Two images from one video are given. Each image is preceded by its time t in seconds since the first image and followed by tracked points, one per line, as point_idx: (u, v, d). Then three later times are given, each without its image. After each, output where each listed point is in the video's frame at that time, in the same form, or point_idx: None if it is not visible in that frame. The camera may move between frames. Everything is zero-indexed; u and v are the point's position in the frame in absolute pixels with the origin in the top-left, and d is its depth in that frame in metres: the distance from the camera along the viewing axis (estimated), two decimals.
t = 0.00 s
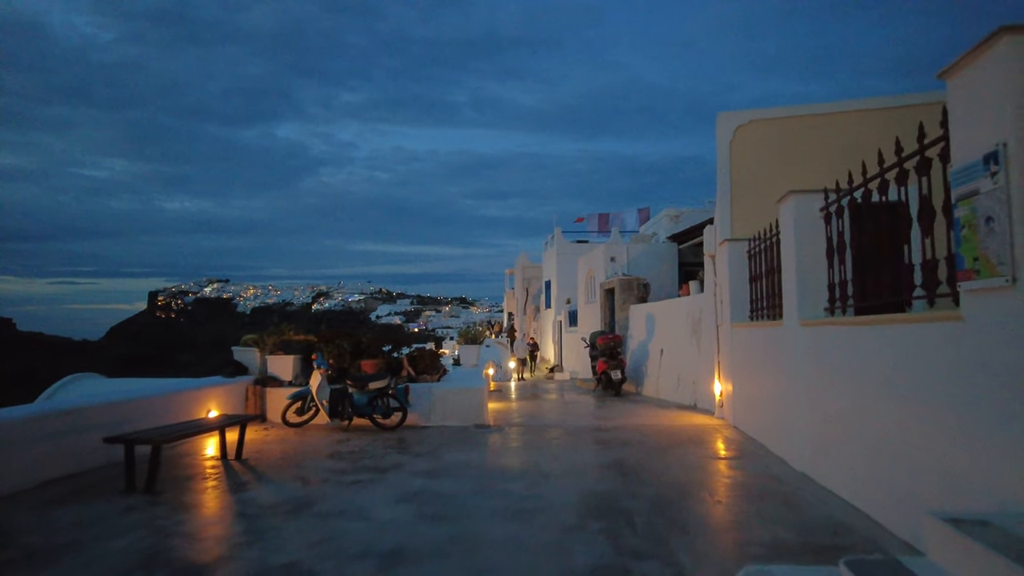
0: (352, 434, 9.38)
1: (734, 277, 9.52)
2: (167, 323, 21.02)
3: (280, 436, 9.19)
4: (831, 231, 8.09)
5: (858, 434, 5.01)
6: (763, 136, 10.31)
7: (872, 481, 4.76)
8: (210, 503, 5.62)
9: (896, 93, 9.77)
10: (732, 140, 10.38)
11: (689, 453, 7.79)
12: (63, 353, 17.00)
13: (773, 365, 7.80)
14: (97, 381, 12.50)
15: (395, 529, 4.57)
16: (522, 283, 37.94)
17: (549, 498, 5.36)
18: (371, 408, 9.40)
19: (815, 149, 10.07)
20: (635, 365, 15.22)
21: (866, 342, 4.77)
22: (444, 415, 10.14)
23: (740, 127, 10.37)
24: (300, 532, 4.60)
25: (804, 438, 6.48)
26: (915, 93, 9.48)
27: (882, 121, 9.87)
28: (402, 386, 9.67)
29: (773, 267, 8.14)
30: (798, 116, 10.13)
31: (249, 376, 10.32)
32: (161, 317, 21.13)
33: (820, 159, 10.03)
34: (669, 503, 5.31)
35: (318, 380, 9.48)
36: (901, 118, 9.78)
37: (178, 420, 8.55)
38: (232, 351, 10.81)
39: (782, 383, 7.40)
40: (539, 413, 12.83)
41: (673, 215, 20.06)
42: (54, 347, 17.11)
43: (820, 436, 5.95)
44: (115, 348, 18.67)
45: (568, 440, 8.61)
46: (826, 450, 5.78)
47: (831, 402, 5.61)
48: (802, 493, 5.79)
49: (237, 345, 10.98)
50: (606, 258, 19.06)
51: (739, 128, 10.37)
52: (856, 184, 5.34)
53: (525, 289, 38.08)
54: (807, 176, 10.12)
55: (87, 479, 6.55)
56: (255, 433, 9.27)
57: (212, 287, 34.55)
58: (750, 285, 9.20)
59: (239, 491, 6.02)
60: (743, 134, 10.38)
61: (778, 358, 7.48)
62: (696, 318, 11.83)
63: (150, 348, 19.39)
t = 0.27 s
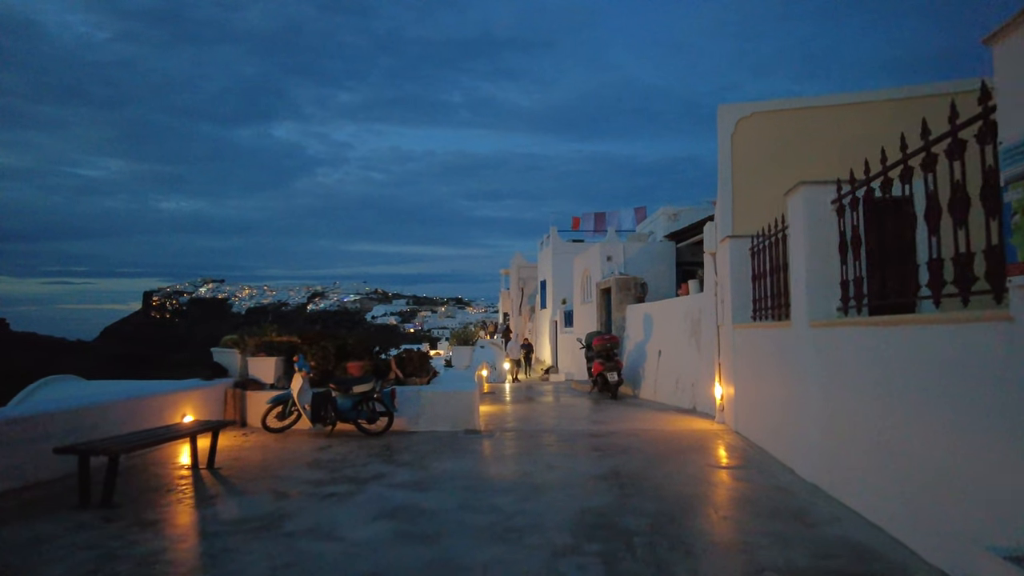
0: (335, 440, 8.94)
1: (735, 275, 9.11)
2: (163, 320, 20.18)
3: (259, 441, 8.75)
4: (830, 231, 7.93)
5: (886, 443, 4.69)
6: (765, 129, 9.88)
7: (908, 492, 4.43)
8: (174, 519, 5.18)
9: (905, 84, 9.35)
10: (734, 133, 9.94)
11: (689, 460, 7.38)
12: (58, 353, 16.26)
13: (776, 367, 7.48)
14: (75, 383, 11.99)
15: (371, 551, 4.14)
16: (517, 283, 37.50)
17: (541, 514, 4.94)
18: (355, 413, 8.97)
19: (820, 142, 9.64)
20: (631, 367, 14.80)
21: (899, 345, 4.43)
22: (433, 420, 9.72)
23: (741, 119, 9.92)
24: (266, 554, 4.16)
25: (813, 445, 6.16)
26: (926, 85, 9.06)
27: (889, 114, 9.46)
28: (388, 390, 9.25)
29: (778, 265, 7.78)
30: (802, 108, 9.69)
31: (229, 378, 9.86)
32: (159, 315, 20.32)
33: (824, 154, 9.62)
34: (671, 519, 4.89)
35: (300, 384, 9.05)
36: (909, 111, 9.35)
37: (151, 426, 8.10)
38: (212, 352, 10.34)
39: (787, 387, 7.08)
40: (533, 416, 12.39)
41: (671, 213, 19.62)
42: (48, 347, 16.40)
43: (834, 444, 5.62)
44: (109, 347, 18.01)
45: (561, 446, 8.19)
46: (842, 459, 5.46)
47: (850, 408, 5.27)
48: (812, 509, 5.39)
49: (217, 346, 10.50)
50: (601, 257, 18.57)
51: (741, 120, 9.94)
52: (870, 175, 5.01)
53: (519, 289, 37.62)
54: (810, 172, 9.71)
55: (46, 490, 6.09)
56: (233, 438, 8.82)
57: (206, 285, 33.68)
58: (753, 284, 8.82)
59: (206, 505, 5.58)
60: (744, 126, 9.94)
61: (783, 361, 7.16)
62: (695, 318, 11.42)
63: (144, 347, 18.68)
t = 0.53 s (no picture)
0: (317, 446, 8.48)
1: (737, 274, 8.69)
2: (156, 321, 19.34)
3: (237, 448, 8.28)
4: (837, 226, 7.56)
5: (909, 456, 4.31)
6: (769, 122, 9.48)
7: (935, 511, 4.06)
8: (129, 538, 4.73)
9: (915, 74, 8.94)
10: (737, 124, 9.52)
11: (690, 469, 6.97)
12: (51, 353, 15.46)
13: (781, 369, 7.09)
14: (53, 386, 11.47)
15: None
16: (512, 283, 37.03)
17: (532, 533, 4.52)
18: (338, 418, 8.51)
19: (826, 135, 9.23)
20: (628, 368, 14.39)
21: (929, 349, 4.04)
22: (421, 426, 9.27)
23: (744, 111, 9.51)
24: None
25: (824, 453, 5.78)
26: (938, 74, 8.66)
27: (898, 106, 9.07)
28: (373, 394, 8.79)
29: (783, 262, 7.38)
30: (808, 99, 9.29)
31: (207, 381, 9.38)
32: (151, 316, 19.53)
33: (830, 147, 9.21)
34: (674, 538, 4.48)
35: (279, 388, 8.59)
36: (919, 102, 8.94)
37: (120, 432, 7.63)
38: (190, 353, 9.86)
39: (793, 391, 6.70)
40: (526, 419, 11.96)
41: (668, 211, 19.16)
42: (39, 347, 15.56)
43: (848, 454, 5.24)
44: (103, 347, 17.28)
45: (555, 453, 7.76)
46: (858, 470, 5.09)
47: (867, 417, 4.88)
48: (824, 524, 4.99)
49: (195, 347, 10.02)
50: (597, 256, 18.05)
51: (744, 111, 9.52)
52: (890, 163, 4.61)
53: (514, 289, 37.16)
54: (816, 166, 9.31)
55: None
56: (209, 445, 8.36)
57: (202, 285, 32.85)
58: (757, 283, 8.40)
59: (168, 521, 5.14)
60: (747, 119, 9.53)
61: (789, 364, 6.77)
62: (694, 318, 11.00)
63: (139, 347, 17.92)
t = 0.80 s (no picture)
0: (300, 454, 8.04)
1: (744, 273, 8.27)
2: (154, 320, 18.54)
3: (215, 455, 7.84)
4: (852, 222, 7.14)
5: (939, 472, 3.90)
6: (775, 114, 9.10)
7: (966, 534, 3.65)
8: (83, 559, 4.29)
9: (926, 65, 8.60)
10: (741, 117, 9.13)
11: (695, 479, 6.57)
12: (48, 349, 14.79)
13: (792, 374, 6.68)
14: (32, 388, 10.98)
15: None
16: (509, 283, 36.61)
17: (526, 555, 4.11)
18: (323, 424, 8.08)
19: (834, 128, 8.85)
20: (627, 371, 13.97)
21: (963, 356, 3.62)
22: (411, 431, 8.83)
23: (749, 103, 9.13)
24: None
25: (841, 465, 5.36)
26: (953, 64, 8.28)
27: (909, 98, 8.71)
28: (360, 399, 8.35)
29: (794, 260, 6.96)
30: (815, 90, 8.92)
31: (187, 386, 8.96)
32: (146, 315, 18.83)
33: (839, 140, 8.84)
34: (682, 563, 4.07)
35: (261, 392, 8.16)
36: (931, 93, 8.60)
37: (89, 440, 7.19)
38: (170, 356, 9.43)
39: (806, 396, 6.27)
40: (522, 423, 11.54)
41: (667, 209, 18.72)
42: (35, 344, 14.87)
43: (868, 467, 4.83)
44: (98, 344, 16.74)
45: (552, 462, 7.34)
46: (877, 485, 4.69)
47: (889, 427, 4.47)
48: (844, 545, 4.58)
49: (175, 349, 9.58)
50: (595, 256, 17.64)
51: (749, 102, 9.13)
52: (921, 149, 4.19)
53: (511, 289, 36.73)
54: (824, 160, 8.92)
55: None
56: (187, 452, 7.92)
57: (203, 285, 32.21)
58: (766, 283, 7.98)
59: (129, 539, 4.71)
60: (752, 110, 9.15)
61: (801, 368, 6.35)
62: (697, 318, 10.60)
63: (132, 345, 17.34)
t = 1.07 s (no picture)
0: (283, 461, 7.59)
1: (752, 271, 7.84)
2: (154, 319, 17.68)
3: (193, 463, 7.39)
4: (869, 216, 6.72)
5: (989, 491, 3.46)
6: (783, 105, 8.67)
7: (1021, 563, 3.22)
8: None
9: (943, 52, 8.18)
10: (749, 107, 8.70)
11: (703, 490, 6.14)
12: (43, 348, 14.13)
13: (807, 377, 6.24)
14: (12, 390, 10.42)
15: None
16: (506, 283, 36.15)
17: None
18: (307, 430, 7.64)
19: (846, 119, 8.44)
20: (627, 373, 13.53)
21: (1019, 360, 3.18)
22: (401, 437, 8.39)
23: (756, 94, 8.70)
24: None
25: (867, 478, 4.92)
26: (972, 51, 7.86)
27: (924, 87, 8.29)
28: (347, 403, 7.91)
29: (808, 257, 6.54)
30: (826, 79, 8.49)
31: (165, 389, 8.49)
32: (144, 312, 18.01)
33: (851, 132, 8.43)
34: None
35: (242, 396, 7.72)
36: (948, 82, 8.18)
37: (57, 447, 6.73)
38: (149, 357, 8.96)
39: (822, 402, 5.84)
40: (519, 428, 11.08)
41: (667, 207, 18.30)
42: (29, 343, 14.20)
43: (898, 481, 4.40)
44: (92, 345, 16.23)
45: (550, 470, 6.92)
46: (910, 501, 4.26)
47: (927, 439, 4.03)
48: (871, 568, 4.16)
49: (154, 350, 9.11)
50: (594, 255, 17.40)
51: (757, 92, 8.70)
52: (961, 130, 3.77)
53: (508, 290, 36.27)
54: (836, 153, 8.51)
55: None
56: (163, 459, 7.46)
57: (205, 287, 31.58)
58: (778, 281, 7.55)
59: (84, 561, 4.27)
60: (759, 101, 8.71)
61: (817, 371, 5.93)
62: (700, 319, 10.17)
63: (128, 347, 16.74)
